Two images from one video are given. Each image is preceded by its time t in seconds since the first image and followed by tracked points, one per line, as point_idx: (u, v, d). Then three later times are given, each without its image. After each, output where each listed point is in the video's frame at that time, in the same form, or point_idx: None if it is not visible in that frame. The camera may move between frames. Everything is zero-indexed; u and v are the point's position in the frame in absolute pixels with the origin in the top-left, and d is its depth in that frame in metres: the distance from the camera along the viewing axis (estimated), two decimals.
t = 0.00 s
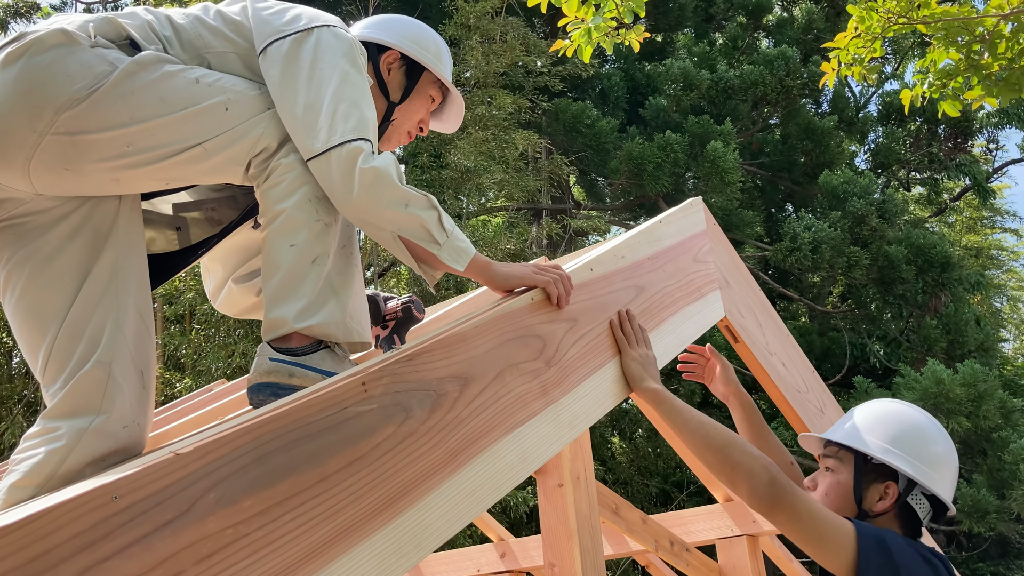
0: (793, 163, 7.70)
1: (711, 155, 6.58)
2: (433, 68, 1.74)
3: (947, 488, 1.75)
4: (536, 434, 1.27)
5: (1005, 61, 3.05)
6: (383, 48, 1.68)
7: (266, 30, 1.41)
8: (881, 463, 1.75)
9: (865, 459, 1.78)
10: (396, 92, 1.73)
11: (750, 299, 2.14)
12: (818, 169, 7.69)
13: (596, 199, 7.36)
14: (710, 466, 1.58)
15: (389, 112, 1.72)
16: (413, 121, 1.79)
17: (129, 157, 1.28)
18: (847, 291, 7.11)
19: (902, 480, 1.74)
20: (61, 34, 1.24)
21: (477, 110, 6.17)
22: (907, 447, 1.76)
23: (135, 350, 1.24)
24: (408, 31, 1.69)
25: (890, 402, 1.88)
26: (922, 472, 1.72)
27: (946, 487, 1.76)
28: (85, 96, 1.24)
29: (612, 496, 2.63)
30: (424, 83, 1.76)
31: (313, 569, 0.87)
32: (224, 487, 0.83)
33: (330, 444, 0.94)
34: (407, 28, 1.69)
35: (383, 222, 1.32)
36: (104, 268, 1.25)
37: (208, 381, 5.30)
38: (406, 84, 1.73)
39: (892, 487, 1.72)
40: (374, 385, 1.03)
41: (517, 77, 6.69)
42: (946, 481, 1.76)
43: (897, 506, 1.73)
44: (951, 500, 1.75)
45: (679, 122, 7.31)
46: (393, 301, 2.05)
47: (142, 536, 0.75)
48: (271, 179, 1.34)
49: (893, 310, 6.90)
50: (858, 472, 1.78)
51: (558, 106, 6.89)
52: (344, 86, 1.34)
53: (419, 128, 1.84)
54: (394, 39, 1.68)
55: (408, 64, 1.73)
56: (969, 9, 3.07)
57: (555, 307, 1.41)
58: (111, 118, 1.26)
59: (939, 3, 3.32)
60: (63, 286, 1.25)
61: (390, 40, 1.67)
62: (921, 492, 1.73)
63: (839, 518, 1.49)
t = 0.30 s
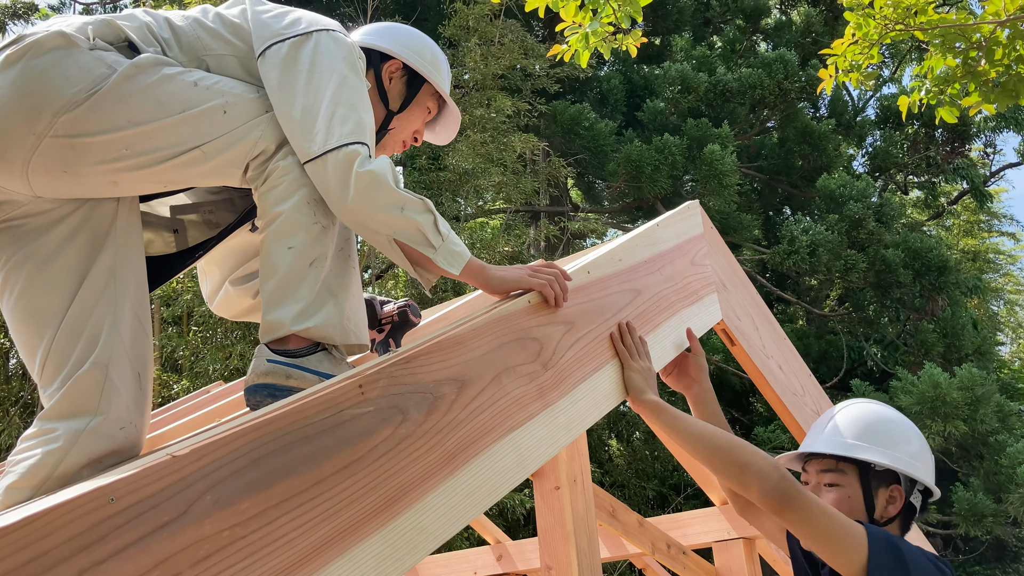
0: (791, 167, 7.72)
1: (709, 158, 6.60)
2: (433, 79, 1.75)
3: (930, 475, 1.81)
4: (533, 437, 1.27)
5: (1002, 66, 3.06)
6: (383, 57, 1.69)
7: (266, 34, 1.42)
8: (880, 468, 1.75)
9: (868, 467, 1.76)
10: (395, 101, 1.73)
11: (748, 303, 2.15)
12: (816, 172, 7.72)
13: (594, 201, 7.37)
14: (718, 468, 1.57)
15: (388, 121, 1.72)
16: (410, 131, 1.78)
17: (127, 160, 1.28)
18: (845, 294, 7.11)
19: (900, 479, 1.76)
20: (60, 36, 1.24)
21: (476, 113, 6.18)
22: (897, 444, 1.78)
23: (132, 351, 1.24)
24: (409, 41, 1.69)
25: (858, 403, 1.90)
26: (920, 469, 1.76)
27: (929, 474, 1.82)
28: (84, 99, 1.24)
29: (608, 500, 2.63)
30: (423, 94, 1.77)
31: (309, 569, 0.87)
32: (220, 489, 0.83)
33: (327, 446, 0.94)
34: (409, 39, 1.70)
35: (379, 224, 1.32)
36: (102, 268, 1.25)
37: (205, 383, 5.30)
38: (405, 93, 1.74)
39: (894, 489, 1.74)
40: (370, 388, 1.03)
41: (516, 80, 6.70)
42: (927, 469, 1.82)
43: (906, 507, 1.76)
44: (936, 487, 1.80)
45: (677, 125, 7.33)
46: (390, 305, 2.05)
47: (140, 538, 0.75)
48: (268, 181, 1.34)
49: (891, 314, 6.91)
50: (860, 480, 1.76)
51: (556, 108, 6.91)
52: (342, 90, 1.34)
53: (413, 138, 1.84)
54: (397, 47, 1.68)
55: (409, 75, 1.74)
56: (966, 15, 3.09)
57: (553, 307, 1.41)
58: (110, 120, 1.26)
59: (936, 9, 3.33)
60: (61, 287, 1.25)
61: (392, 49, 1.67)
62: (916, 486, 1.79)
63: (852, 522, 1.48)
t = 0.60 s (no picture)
0: (791, 170, 7.73)
1: (709, 160, 6.61)
2: (431, 80, 1.77)
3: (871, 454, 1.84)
4: (532, 438, 1.28)
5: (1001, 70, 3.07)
6: (384, 55, 1.69)
7: (264, 32, 1.42)
8: (832, 464, 1.75)
9: (821, 467, 1.76)
10: (394, 100, 1.73)
11: (748, 305, 2.15)
12: (816, 175, 7.73)
13: (594, 203, 7.37)
14: (715, 467, 1.56)
15: (387, 119, 1.72)
16: (406, 131, 1.79)
17: (125, 157, 1.28)
18: (844, 296, 7.11)
19: (853, 468, 1.77)
20: (58, 32, 1.24)
21: (478, 114, 6.20)
22: (836, 438, 1.79)
23: (129, 348, 1.24)
24: (409, 41, 1.70)
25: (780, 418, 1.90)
26: (863, 454, 1.78)
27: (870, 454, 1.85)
28: (82, 95, 1.24)
29: (609, 501, 2.64)
30: (421, 95, 1.77)
31: (309, 569, 0.87)
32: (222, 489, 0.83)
33: (327, 447, 0.94)
34: (409, 38, 1.71)
35: (373, 222, 1.32)
36: (100, 265, 1.26)
37: (205, 383, 5.29)
38: (404, 92, 1.74)
39: (851, 480, 1.75)
40: (372, 389, 1.03)
41: (517, 81, 6.72)
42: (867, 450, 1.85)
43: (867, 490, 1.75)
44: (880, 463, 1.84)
45: (678, 128, 7.35)
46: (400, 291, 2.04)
47: (140, 538, 0.75)
48: (267, 182, 1.35)
49: (890, 317, 6.92)
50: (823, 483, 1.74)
51: (557, 110, 6.91)
52: (340, 88, 1.35)
53: (407, 139, 1.84)
54: (396, 45, 1.69)
55: (409, 75, 1.75)
56: (966, 19, 3.10)
57: (552, 299, 1.42)
58: (108, 117, 1.27)
59: (936, 13, 3.34)
60: (59, 284, 1.25)
61: (392, 47, 1.68)
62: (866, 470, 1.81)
63: (848, 521, 1.49)
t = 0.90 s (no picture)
0: (795, 170, 7.71)
1: (713, 160, 6.64)
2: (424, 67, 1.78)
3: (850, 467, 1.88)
4: (535, 435, 1.28)
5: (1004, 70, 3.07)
6: (380, 40, 1.69)
7: (259, 19, 1.43)
8: (817, 474, 1.77)
9: (805, 477, 1.77)
10: (388, 87, 1.74)
11: (750, 303, 2.15)
12: (819, 175, 7.72)
13: (597, 202, 7.37)
14: (720, 463, 1.53)
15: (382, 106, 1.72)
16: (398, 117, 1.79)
17: (122, 152, 1.29)
18: (847, 297, 7.10)
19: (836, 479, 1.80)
20: (54, 27, 1.25)
21: (483, 113, 6.22)
22: (821, 448, 1.81)
23: (127, 339, 1.25)
24: (403, 27, 1.72)
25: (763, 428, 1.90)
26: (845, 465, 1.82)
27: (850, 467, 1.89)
28: (77, 90, 1.25)
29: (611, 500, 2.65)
30: (414, 82, 1.79)
31: (315, 563, 0.88)
32: (230, 483, 0.84)
33: (333, 443, 0.95)
34: (402, 26, 1.72)
35: (370, 187, 1.32)
36: (99, 257, 1.27)
37: (208, 380, 5.30)
38: (398, 78, 1.75)
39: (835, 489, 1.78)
40: (377, 385, 1.04)
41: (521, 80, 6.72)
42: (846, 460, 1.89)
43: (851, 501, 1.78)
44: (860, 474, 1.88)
45: (681, 127, 7.35)
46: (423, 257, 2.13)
47: (147, 532, 0.76)
48: (266, 181, 1.36)
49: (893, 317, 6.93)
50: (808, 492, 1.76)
51: (560, 109, 6.89)
52: (334, 67, 1.35)
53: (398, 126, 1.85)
54: (391, 33, 1.70)
55: (403, 62, 1.76)
56: (969, 19, 3.10)
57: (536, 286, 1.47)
58: (104, 112, 1.28)
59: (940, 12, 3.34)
60: (59, 275, 1.26)
61: (388, 34, 1.69)
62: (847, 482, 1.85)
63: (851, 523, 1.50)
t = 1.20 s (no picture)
0: (798, 164, 7.68)
1: (715, 154, 6.60)
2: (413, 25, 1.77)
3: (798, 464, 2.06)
4: (533, 423, 1.29)
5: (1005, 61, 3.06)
6: None
7: None
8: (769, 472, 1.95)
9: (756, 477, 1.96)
10: (378, 44, 1.73)
11: (750, 296, 2.15)
12: (823, 170, 7.71)
13: (599, 195, 7.37)
14: (706, 449, 1.60)
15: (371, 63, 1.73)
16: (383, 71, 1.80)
17: (124, 143, 1.30)
18: (850, 292, 7.08)
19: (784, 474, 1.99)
20: (48, 22, 1.25)
21: (486, 105, 6.22)
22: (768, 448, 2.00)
23: (125, 323, 1.26)
24: None
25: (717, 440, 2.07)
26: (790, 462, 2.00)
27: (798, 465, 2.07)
28: (74, 84, 1.26)
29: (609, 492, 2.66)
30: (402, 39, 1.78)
31: (313, 546, 0.89)
32: (228, 467, 0.84)
33: (331, 428, 0.95)
34: None
35: (377, 140, 1.37)
36: (100, 242, 1.28)
37: (210, 370, 5.31)
38: (387, 37, 1.74)
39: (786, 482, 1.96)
40: (375, 371, 1.04)
41: (524, 73, 6.72)
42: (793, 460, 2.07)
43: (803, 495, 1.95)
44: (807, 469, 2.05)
45: (684, 121, 7.33)
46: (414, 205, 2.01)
47: (145, 514, 0.77)
48: (267, 168, 1.36)
49: (895, 313, 6.93)
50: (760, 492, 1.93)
51: (563, 101, 6.83)
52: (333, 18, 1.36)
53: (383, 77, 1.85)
54: None
55: (391, 19, 1.74)
56: (971, 9, 3.09)
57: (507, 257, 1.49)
58: (102, 105, 1.29)
59: (943, 3, 3.33)
60: (61, 260, 1.27)
61: None
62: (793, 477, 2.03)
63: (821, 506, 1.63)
